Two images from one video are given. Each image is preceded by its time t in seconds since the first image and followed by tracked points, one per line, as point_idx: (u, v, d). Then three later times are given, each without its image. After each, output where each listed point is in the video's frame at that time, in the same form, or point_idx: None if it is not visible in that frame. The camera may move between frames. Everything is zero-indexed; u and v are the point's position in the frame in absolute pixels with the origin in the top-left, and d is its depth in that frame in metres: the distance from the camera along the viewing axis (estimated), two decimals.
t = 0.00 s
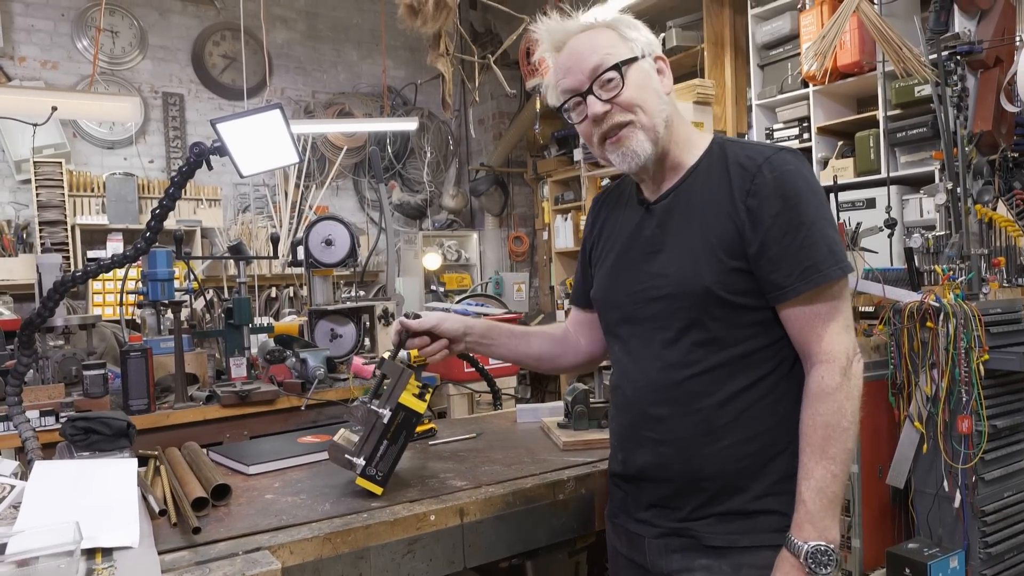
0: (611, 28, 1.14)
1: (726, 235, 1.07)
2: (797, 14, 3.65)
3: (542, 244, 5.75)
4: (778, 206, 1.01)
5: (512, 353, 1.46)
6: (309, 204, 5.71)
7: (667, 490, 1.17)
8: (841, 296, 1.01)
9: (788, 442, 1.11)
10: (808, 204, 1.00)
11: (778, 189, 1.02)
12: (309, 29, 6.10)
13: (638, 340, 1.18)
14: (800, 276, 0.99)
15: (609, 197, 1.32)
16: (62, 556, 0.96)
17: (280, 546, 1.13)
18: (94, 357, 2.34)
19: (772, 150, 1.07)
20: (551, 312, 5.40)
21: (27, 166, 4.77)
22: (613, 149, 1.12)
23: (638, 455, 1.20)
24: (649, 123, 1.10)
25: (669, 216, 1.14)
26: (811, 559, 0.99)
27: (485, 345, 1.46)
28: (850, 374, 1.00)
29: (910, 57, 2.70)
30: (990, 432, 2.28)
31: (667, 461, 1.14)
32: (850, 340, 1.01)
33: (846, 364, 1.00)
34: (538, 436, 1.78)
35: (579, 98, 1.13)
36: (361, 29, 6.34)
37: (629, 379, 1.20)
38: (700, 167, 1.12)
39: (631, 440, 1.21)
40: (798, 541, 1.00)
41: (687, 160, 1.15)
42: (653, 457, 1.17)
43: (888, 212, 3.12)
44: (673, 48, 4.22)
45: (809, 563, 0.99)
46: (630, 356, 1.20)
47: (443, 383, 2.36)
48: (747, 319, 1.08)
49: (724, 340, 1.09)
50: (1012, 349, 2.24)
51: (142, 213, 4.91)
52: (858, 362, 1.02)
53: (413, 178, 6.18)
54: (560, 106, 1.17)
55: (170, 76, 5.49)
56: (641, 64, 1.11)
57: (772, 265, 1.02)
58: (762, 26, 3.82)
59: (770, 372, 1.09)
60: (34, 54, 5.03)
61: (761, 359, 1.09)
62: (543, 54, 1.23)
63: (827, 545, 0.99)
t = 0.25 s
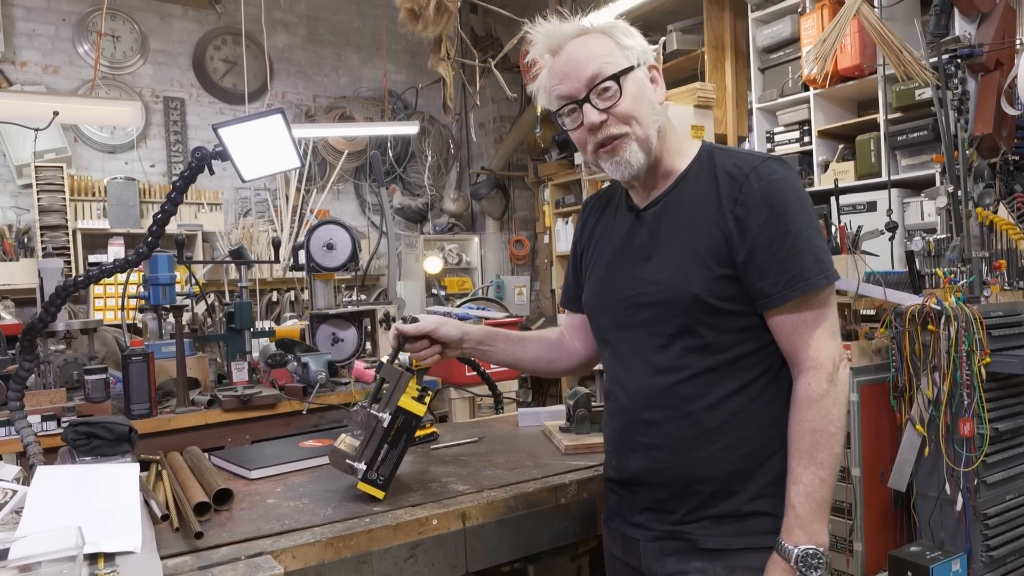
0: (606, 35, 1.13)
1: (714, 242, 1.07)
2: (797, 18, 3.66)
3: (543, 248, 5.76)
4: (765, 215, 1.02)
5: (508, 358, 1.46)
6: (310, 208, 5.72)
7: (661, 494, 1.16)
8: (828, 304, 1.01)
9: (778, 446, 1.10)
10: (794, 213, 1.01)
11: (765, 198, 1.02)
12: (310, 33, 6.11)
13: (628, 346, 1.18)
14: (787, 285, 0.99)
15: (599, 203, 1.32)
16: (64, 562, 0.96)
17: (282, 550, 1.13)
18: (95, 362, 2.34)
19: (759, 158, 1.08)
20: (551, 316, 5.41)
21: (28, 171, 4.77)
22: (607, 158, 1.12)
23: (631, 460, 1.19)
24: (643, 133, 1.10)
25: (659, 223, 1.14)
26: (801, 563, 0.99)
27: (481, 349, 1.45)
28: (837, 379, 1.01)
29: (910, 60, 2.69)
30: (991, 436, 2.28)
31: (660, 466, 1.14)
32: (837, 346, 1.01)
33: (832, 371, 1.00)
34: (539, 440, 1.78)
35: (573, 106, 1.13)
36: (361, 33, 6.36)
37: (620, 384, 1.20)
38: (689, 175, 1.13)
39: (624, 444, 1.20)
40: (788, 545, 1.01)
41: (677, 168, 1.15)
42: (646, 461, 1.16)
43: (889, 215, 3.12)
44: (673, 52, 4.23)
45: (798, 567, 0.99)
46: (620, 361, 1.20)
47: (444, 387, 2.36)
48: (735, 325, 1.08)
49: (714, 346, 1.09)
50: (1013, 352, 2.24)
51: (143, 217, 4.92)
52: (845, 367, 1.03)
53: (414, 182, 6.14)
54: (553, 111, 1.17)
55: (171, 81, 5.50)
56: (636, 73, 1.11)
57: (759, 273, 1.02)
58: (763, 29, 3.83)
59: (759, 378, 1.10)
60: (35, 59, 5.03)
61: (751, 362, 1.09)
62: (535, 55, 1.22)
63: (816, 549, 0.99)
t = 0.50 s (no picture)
0: (600, 38, 1.13)
1: (705, 242, 1.07)
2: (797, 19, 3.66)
3: (543, 249, 5.76)
4: (756, 215, 1.02)
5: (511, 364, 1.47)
6: (310, 209, 5.72)
7: (660, 494, 1.16)
8: (820, 302, 1.01)
9: (774, 444, 1.10)
10: (785, 212, 1.00)
11: (755, 198, 1.02)
12: (310, 34, 6.11)
13: (623, 346, 1.18)
14: (778, 284, 1.00)
15: (593, 205, 1.33)
16: (65, 562, 0.96)
17: (283, 551, 1.13)
18: (95, 363, 2.34)
19: (750, 158, 1.08)
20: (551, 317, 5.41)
21: (28, 172, 4.77)
22: (605, 162, 1.12)
23: (629, 460, 1.19)
24: (643, 136, 1.11)
25: (652, 224, 1.14)
26: (798, 558, 0.99)
27: (485, 354, 1.46)
28: (830, 377, 1.00)
29: (910, 61, 2.70)
30: (991, 436, 2.28)
31: (658, 465, 1.14)
32: (830, 344, 1.01)
33: (825, 369, 1.00)
34: (539, 441, 1.78)
35: (570, 109, 1.12)
36: (361, 34, 6.36)
37: (616, 385, 1.20)
38: (680, 176, 1.13)
39: (622, 445, 1.20)
40: (785, 541, 1.01)
41: (668, 170, 1.15)
42: (645, 461, 1.16)
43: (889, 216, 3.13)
44: (673, 53, 4.23)
45: (795, 564, 1.00)
46: (615, 362, 1.20)
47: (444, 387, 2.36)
48: (729, 324, 1.08)
49: (707, 346, 1.09)
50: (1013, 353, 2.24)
51: (143, 218, 4.92)
52: (839, 365, 1.02)
53: (414, 183, 6.15)
54: (548, 115, 1.16)
55: (171, 82, 5.50)
56: (633, 77, 1.11)
57: (751, 273, 1.02)
58: (763, 31, 3.83)
59: (754, 376, 1.10)
60: (35, 60, 5.04)
61: (745, 361, 1.09)
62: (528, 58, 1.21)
63: (812, 544, 0.99)
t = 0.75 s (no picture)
0: (586, 48, 1.09)
1: (709, 243, 1.07)
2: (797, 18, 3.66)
3: (542, 248, 5.75)
4: (760, 215, 1.01)
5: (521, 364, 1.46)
6: (310, 209, 5.71)
7: (661, 494, 1.16)
8: (826, 304, 1.01)
9: (777, 447, 1.10)
10: (790, 213, 1.00)
11: (760, 198, 1.02)
12: (310, 34, 6.11)
13: (628, 346, 1.18)
14: (782, 285, 0.99)
15: (601, 203, 1.32)
16: (65, 563, 0.96)
17: (284, 551, 1.13)
18: (95, 362, 2.34)
19: (756, 157, 1.07)
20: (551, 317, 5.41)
21: (27, 172, 4.77)
22: (592, 177, 1.12)
23: (631, 460, 1.20)
24: (625, 153, 1.08)
25: (656, 224, 1.14)
26: (796, 562, 1.00)
27: (495, 356, 1.46)
28: (834, 380, 1.00)
29: (910, 60, 2.70)
30: (991, 435, 2.28)
31: (659, 466, 1.14)
32: (835, 347, 1.01)
33: (829, 371, 1.00)
34: (539, 440, 1.78)
35: (554, 127, 1.12)
36: (361, 34, 6.36)
37: (620, 384, 1.20)
38: (685, 176, 1.12)
39: (624, 445, 1.21)
40: (784, 545, 1.02)
41: (671, 172, 1.14)
42: (646, 461, 1.16)
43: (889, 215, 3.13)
44: (673, 53, 4.23)
45: (794, 567, 1.00)
46: (620, 361, 1.20)
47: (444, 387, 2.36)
48: (732, 325, 1.08)
49: (711, 346, 1.09)
50: (1013, 352, 2.24)
51: (143, 218, 4.92)
52: (844, 368, 1.02)
53: (414, 183, 6.15)
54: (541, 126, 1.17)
55: (171, 82, 5.50)
56: (616, 90, 1.07)
57: (754, 274, 1.02)
58: (762, 30, 3.83)
59: (758, 377, 1.09)
60: (34, 59, 5.03)
61: (749, 363, 1.09)
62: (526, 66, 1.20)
63: (811, 548, 0.99)
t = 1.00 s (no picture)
0: (583, 53, 1.11)
1: (712, 246, 1.07)
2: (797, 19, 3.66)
3: (542, 249, 5.74)
4: (763, 219, 1.01)
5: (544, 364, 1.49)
6: (309, 210, 5.71)
7: (660, 496, 1.17)
8: (830, 309, 1.00)
9: (779, 452, 1.10)
10: (794, 217, 0.99)
11: (763, 202, 1.01)
12: (309, 34, 6.11)
13: (631, 348, 1.18)
14: (785, 291, 0.99)
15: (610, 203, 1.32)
16: (63, 564, 0.96)
17: (282, 552, 1.13)
18: (94, 363, 2.34)
19: (761, 159, 1.06)
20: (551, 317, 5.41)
21: (27, 172, 4.77)
22: (586, 178, 1.17)
23: (631, 463, 1.20)
24: (610, 162, 1.11)
25: (660, 226, 1.14)
26: (797, 572, 1.00)
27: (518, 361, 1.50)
28: (839, 388, 0.99)
29: (909, 61, 2.70)
30: (991, 436, 2.28)
31: (658, 469, 1.15)
32: (840, 354, 1.00)
33: (833, 379, 0.99)
34: (539, 441, 1.77)
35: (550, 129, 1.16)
36: (361, 34, 6.36)
37: (623, 386, 1.21)
38: (690, 178, 1.12)
39: (625, 447, 1.21)
40: (785, 554, 1.01)
41: (674, 174, 1.13)
42: (646, 464, 1.17)
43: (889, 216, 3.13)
44: (673, 53, 4.23)
45: None
46: (623, 363, 1.21)
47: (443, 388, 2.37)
48: (734, 330, 1.08)
49: (714, 350, 1.09)
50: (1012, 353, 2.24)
51: (142, 219, 4.92)
52: (849, 374, 1.01)
53: (413, 184, 6.14)
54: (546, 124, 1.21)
55: (170, 82, 5.50)
56: (608, 97, 1.08)
57: (757, 279, 1.02)
58: (762, 30, 3.83)
59: (761, 382, 1.09)
60: (34, 60, 5.03)
61: (752, 367, 1.09)
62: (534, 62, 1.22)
63: (813, 559, 0.99)
